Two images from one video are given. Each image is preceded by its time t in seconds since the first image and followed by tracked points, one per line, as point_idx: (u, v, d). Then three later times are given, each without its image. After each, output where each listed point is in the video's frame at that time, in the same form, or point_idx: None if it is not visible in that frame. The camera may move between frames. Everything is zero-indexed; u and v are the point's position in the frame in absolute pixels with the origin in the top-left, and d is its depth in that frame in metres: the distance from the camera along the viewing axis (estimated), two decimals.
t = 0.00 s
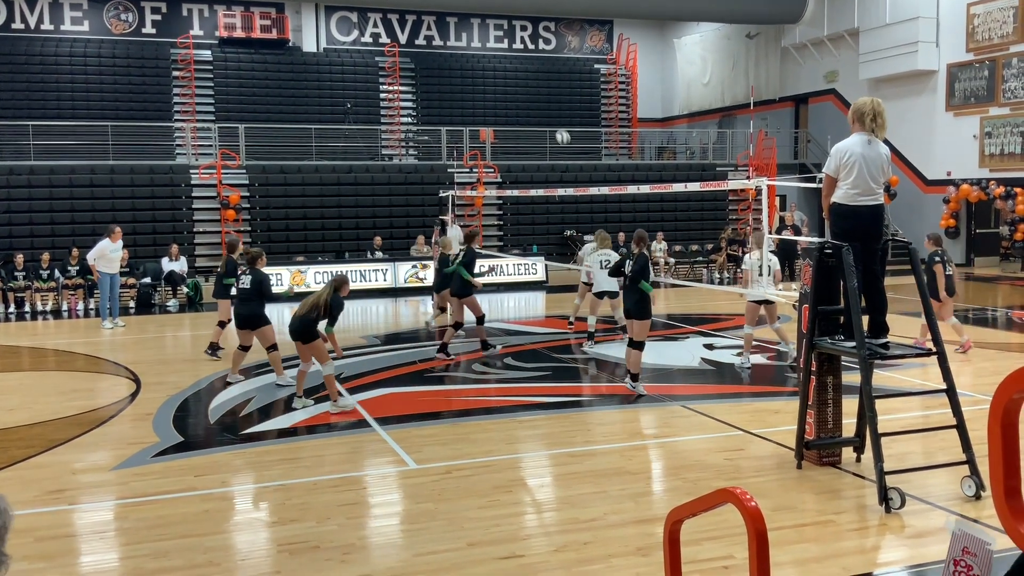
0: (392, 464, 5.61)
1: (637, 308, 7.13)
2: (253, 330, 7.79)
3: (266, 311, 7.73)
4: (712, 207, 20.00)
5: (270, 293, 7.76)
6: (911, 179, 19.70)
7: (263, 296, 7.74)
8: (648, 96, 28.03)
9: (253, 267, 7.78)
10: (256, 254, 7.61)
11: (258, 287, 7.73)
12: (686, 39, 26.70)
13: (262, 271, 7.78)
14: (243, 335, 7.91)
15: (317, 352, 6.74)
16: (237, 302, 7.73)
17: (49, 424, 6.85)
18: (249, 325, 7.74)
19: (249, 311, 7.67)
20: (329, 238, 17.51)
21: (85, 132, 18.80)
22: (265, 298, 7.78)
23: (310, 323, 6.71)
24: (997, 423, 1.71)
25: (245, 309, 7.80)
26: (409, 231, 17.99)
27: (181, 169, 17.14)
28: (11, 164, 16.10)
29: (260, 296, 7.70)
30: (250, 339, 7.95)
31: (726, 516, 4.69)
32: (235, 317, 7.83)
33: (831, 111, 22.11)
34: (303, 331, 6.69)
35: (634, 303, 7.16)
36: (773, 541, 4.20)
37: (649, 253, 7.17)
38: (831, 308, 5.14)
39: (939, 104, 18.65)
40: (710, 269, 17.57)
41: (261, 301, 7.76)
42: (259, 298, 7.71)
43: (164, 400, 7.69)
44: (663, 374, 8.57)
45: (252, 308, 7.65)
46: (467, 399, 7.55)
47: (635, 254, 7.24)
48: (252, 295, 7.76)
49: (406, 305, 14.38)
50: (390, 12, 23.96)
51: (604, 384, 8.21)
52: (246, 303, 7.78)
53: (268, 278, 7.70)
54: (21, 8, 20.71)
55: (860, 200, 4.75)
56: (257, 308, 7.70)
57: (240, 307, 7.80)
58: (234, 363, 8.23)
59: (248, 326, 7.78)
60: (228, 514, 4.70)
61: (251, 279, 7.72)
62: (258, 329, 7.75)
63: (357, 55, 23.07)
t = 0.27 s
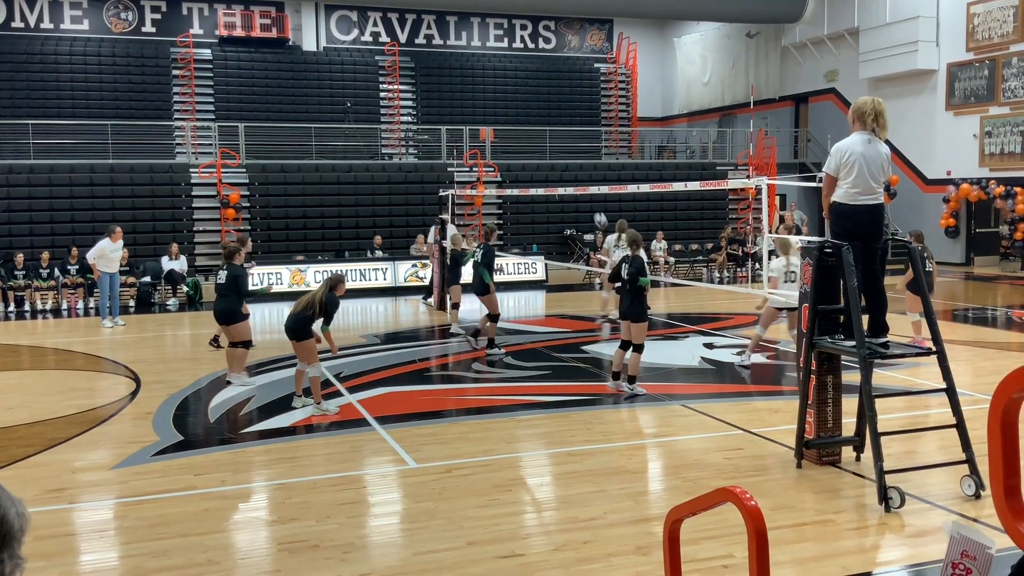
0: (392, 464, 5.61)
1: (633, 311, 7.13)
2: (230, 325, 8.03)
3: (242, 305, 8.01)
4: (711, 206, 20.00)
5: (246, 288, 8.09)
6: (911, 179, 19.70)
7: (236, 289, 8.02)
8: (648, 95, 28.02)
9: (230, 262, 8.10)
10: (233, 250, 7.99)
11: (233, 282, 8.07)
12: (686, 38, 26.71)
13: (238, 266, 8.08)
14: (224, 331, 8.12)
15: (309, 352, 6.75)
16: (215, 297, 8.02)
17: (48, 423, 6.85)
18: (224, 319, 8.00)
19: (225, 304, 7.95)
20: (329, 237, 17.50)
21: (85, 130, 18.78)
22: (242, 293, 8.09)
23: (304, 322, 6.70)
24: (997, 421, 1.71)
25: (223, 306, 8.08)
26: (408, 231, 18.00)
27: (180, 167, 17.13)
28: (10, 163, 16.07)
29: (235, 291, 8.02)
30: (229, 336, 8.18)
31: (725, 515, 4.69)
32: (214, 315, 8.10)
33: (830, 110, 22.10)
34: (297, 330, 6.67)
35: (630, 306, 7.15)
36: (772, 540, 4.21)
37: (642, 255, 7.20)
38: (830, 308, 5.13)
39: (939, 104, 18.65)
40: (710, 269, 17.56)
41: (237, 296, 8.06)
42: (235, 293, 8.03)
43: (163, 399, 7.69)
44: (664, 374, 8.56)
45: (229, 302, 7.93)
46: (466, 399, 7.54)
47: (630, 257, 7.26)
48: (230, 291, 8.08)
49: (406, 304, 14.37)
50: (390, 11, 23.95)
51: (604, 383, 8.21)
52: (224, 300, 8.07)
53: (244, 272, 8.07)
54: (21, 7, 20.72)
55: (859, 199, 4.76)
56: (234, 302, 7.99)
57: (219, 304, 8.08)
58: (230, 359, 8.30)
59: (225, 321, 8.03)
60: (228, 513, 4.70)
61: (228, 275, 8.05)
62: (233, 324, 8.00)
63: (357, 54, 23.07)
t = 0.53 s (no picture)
0: (392, 463, 5.62)
1: (625, 311, 7.12)
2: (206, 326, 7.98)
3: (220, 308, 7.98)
4: (712, 206, 20.00)
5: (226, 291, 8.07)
6: (911, 179, 19.70)
7: (218, 291, 8.00)
8: (648, 95, 28.00)
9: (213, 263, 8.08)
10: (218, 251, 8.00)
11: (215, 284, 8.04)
12: (686, 38, 26.69)
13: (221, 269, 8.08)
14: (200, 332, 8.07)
15: (312, 352, 6.74)
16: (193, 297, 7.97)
17: (49, 423, 6.86)
18: (201, 319, 7.93)
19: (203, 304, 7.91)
20: (329, 237, 17.51)
21: (85, 130, 18.78)
22: (220, 295, 8.06)
23: (306, 322, 6.70)
24: (995, 421, 1.72)
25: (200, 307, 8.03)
26: (409, 230, 18.01)
27: (180, 167, 17.16)
28: (11, 163, 16.09)
29: (214, 293, 8.00)
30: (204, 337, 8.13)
31: (725, 515, 4.69)
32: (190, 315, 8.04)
33: (831, 110, 22.09)
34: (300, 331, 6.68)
35: (622, 306, 7.13)
36: (772, 540, 4.21)
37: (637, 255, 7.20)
38: (830, 308, 5.13)
39: (939, 103, 18.65)
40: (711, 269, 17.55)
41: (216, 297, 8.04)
42: (214, 294, 8.01)
43: (164, 399, 7.69)
44: (664, 374, 8.56)
45: (206, 302, 7.89)
46: (466, 399, 7.54)
47: (624, 259, 7.25)
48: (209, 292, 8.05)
49: (406, 304, 14.37)
50: (391, 10, 23.93)
51: (605, 382, 8.21)
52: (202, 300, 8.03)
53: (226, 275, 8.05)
54: (21, 7, 20.71)
55: (859, 199, 4.76)
56: (212, 303, 7.96)
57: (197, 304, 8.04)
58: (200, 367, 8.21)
59: (201, 321, 7.97)
60: (228, 512, 4.70)
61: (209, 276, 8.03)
62: (208, 326, 7.95)
63: (357, 54, 23.06)
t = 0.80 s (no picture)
0: (392, 463, 5.62)
1: (621, 310, 7.14)
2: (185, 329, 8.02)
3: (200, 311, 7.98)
4: (712, 206, 20.01)
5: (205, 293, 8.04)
6: (912, 178, 19.70)
7: (197, 295, 7.98)
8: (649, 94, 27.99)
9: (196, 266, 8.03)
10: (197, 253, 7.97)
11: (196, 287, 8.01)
12: (686, 38, 26.69)
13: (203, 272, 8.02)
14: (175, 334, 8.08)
15: (315, 352, 6.74)
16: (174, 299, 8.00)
17: (50, 422, 6.86)
18: (181, 322, 7.99)
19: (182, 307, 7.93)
20: (330, 236, 17.52)
21: (87, 129, 18.79)
22: (200, 299, 8.04)
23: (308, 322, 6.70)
24: (997, 420, 1.71)
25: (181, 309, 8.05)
26: (409, 230, 18.02)
27: (181, 166, 17.19)
28: (12, 162, 16.12)
29: (194, 296, 7.99)
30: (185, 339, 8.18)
31: (726, 515, 4.69)
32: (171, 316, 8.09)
33: (832, 109, 22.07)
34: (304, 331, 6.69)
35: (619, 306, 7.15)
36: (773, 539, 4.21)
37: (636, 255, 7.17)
38: (831, 307, 5.13)
39: (940, 102, 18.63)
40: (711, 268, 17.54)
41: (197, 299, 8.03)
42: (194, 296, 7.99)
43: (164, 398, 7.70)
44: (665, 373, 8.56)
45: (184, 306, 7.90)
46: (467, 398, 7.54)
47: (623, 259, 7.25)
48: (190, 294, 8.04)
49: (407, 303, 14.37)
50: (391, 9, 23.92)
51: (605, 382, 8.20)
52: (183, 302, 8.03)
53: (205, 276, 8.02)
54: (22, 6, 20.73)
55: (860, 198, 4.75)
56: (191, 306, 7.97)
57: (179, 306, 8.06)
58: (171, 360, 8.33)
59: (181, 324, 8.00)
60: (229, 512, 4.70)
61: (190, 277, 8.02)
62: (187, 329, 7.99)
63: (357, 54, 23.07)
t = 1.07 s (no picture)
0: (393, 463, 5.62)
1: (624, 315, 7.15)
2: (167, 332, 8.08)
3: (177, 314, 7.97)
4: (713, 206, 20.01)
5: (179, 297, 7.98)
6: (913, 178, 19.69)
7: (172, 300, 7.96)
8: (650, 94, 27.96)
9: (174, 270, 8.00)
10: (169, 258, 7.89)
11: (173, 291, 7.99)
12: (687, 37, 26.67)
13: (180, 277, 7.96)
14: (155, 337, 8.14)
15: (314, 352, 6.75)
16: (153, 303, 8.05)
17: (51, 422, 6.87)
18: (160, 326, 8.04)
19: (157, 313, 7.96)
20: (331, 236, 17.51)
21: (88, 129, 18.79)
22: (177, 303, 8.01)
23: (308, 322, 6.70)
24: (998, 421, 1.70)
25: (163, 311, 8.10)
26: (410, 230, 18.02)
27: (182, 166, 17.21)
28: (13, 163, 16.13)
29: (170, 300, 7.97)
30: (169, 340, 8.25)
31: (727, 515, 4.68)
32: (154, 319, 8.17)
33: (833, 109, 22.06)
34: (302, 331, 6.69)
35: (623, 310, 7.16)
36: (774, 539, 4.21)
37: (642, 260, 7.11)
38: (832, 307, 5.12)
39: (941, 102, 18.61)
40: (712, 267, 17.52)
41: (174, 301, 8.02)
42: (169, 300, 7.97)
43: (165, 398, 7.70)
44: (666, 373, 8.55)
45: (160, 311, 7.92)
46: (468, 398, 7.54)
47: (628, 261, 7.19)
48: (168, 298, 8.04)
49: (408, 303, 14.38)
50: (392, 9, 23.90)
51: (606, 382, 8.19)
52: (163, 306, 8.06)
53: (179, 279, 7.95)
54: (23, 7, 20.74)
55: (861, 198, 4.75)
56: (168, 310, 7.98)
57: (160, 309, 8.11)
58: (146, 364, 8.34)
59: (162, 327, 8.06)
60: (230, 512, 4.70)
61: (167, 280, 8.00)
62: (165, 332, 8.05)
63: (358, 54, 23.06)
